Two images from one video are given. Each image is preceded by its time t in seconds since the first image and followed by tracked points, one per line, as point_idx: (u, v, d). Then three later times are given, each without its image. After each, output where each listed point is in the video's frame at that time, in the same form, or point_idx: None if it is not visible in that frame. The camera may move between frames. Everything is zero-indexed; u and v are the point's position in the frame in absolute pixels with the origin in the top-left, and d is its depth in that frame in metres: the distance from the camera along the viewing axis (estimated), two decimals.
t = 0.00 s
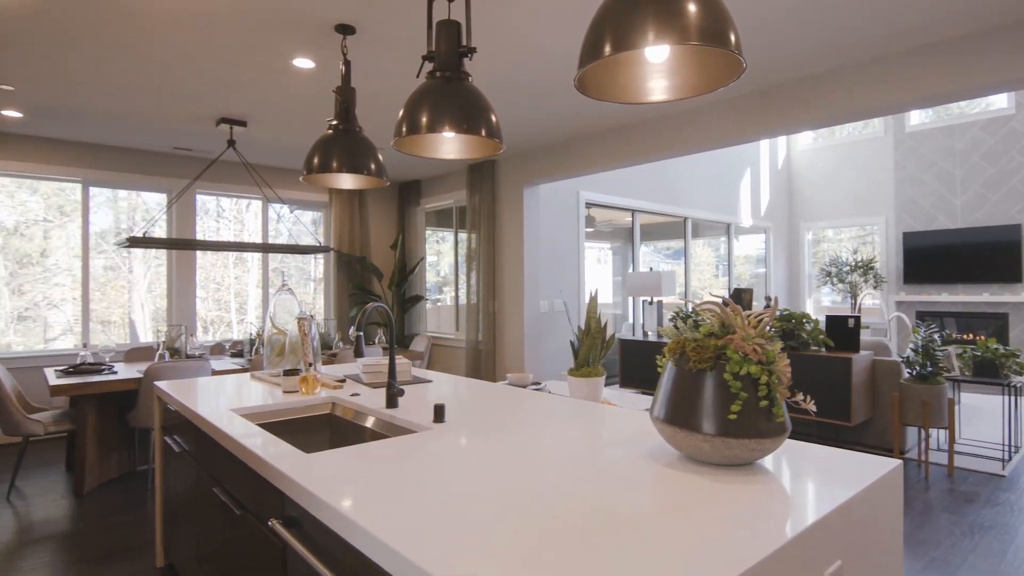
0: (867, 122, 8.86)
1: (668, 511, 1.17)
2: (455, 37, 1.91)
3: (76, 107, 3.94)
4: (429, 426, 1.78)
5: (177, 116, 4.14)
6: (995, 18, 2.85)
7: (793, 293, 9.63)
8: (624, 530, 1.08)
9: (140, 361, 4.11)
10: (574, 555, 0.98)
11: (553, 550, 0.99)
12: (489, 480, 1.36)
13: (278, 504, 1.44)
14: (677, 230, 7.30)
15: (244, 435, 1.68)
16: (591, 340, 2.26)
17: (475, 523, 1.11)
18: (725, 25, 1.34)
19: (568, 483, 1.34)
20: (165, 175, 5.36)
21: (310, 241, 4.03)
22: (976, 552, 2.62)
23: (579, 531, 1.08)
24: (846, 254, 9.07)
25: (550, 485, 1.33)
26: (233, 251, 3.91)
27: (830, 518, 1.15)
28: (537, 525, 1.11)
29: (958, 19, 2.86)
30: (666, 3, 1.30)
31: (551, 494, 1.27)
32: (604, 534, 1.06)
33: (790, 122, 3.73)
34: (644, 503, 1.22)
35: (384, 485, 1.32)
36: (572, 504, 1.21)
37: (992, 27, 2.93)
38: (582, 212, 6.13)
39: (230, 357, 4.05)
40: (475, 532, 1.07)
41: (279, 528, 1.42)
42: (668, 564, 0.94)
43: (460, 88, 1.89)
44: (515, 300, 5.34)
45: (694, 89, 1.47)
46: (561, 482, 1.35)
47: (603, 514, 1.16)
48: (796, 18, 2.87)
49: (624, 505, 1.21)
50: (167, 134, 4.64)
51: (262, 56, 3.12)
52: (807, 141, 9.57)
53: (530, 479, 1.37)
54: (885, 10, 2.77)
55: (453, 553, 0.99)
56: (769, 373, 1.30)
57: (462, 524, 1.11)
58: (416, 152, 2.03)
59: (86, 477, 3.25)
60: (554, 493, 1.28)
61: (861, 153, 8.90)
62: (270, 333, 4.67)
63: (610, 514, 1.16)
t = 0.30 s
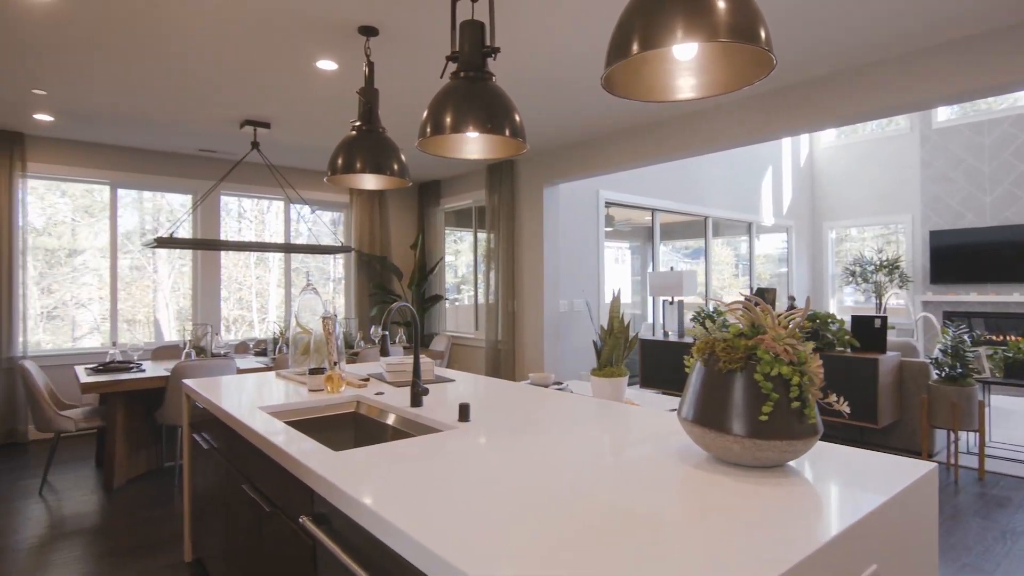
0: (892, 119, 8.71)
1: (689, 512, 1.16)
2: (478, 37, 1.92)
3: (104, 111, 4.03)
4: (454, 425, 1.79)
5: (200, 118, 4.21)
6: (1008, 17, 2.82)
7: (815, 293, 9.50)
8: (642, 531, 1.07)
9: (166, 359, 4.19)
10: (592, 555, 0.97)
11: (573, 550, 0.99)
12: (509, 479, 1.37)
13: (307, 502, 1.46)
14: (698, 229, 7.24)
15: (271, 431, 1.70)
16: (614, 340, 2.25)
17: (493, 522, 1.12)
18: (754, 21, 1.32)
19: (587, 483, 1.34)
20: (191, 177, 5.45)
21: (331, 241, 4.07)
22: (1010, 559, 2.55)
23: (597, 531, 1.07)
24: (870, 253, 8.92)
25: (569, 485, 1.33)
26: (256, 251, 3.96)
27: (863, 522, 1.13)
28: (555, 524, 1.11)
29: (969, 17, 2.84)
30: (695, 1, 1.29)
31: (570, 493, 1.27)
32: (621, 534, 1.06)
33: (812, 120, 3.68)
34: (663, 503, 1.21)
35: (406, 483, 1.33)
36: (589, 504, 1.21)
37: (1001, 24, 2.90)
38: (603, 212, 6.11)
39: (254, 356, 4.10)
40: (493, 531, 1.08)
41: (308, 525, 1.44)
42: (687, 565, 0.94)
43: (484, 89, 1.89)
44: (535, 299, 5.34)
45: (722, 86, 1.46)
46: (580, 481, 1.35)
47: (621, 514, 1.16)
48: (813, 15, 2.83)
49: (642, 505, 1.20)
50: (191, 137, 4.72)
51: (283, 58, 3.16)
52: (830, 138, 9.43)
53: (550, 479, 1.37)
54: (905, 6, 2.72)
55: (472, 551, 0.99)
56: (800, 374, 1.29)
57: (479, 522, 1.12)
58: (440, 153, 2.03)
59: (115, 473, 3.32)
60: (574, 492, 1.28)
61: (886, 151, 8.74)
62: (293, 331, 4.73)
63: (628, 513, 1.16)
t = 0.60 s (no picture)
0: (916, 115, 8.56)
1: (706, 513, 1.16)
2: (500, 37, 1.92)
3: (128, 114, 4.11)
4: (478, 425, 1.79)
5: (221, 121, 4.27)
6: None
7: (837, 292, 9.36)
8: (655, 531, 1.07)
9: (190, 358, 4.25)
10: (615, 557, 0.97)
11: (591, 550, 1.00)
12: (527, 479, 1.37)
13: (333, 500, 1.47)
14: (716, 228, 7.18)
15: (296, 430, 1.72)
16: (636, 339, 2.23)
17: (507, 520, 1.13)
18: (783, 17, 1.31)
19: (606, 483, 1.34)
20: (213, 178, 5.53)
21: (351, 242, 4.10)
22: None
23: (626, 533, 1.07)
24: (893, 251, 8.77)
25: (585, 484, 1.33)
26: (277, 251, 3.99)
27: (900, 525, 1.11)
28: (577, 525, 1.11)
29: (982, 14, 2.80)
30: None
31: (587, 493, 1.27)
32: (634, 534, 1.06)
33: (831, 118, 3.63)
34: (678, 504, 1.21)
35: (427, 480, 1.34)
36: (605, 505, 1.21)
37: (997, 22, 2.88)
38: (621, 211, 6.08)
39: (275, 355, 4.15)
40: (509, 528, 1.09)
41: (336, 523, 1.45)
42: (703, 566, 0.94)
43: (506, 88, 1.89)
44: (553, 298, 5.34)
45: (750, 83, 1.45)
46: (597, 482, 1.35)
47: (635, 514, 1.16)
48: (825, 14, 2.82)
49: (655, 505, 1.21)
50: (213, 139, 4.79)
51: (301, 61, 3.20)
52: (850, 136, 9.30)
53: (568, 478, 1.38)
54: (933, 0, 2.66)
55: (487, 547, 1.01)
56: (831, 375, 1.27)
57: (494, 520, 1.13)
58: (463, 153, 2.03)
59: (140, 470, 3.38)
60: (591, 492, 1.28)
61: (909, 148, 8.60)
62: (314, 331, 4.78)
63: (641, 514, 1.16)
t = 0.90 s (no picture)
0: (944, 112, 8.38)
1: (732, 513, 1.16)
2: (525, 36, 1.92)
3: (156, 117, 4.19)
4: (505, 424, 1.79)
5: (245, 123, 4.33)
6: None
7: (862, 291, 9.19)
8: (680, 531, 1.07)
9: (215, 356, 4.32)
10: (650, 558, 0.96)
11: (617, 549, 1.00)
12: (551, 478, 1.38)
13: (362, 497, 1.49)
14: (739, 227, 7.10)
15: (324, 427, 1.74)
16: (660, 339, 2.21)
17: (532, 518, 1.13)
18: (816, 12, 1.28)
19: (631, 483, 1.34)
20: (238, 180, 5.62)
21: (373, 242, 4.13)
22: None
23: (657, 533, 1.06)
24: (920, 250, 8.59)
25: (610, 484, 1.33)
26: (300, 251, 4.03)
27: (940, 530, 1.09)
28: (609, 525, 1.10)
29: (1016, 6, 2.73)
30: None
31: (612, 493, 1.27)
32: (659, 534, 1.06)
33: (854, 115, 3.57)
34: (703, 504, 1.21)
35: (454, 478, 1.35)
36: (629, 503, 1.21)
37: (1000, 21, 2.88)
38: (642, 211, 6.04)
39: (299, 354, 4.20)
40: (534, 526, 1.10)
41: (366, 522, 1.46)
42: (728, 566, 0.94)
43: (531, 87, 1.89)
44: (574, 298, 5.32)
45: (781, 79, 1.43)
46: (623, 481, 1.35)
47: (659, 513, 1.16)
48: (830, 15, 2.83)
49: (679, 505, 1.20)
50: (237, 141, 4.87)
51: (322, 63, 3.24)
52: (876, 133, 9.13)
53: (594, 477, 1.38)
54: None
55: (513, 546, 1.01)
56: (867, 376, 1.24)
57: (520, 518, 1.13)
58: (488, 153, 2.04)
59: (169, 466, 3.44)
60: (617, 492, 1.28)
61: (936, 145, 8.42)
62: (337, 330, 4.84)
63: (664, 513, 1.16)
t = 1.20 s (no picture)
0: (970, 108, 8.21)
1: (752, 514, 1.15)
2: (548, 35, 1.91)
3: (179, 120, 4.27)
4: (529, 424, 1.79)
5: (265, 125, 4.39)
6: None
7: (885, 291, 9.03)
8: (698, 531, 1.08)
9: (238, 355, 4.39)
10: (678, 560, 0.96)
11: (643, 550, 1.00)
12: (572, 477, 1.38)
13: (387, 496, 1.50)
14: (759, 227, 7.03)
15: (349, 425, 1.76)
16: (683, 339, 2.20)
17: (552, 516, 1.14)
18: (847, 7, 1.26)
19: (652, 483, 1.34)
20: (260, 181, 5.69)
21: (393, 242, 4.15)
22: None
23: (684, 535, 1.06)
24: (945, 249, 8.42)
25: (630, 484, 1.33)
26: (320, 251, 4.07)
27: (978, 535, 1.07)
28: (635, 527, 1.09)
29: None
30: None
31: (632, 493, 1.27)
32: (677, 533, 1.07)
33: (877, 112, 3.51)
34: (723, 505, 1.20)
35: (476, 477, 1.36)
36: (647, 504, 1.21)
37: (999, 22, 2.88)
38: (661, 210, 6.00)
39: (320, 353, 4.24)
40: (554, 525, 1.10)
41: (393, 520, 1.47)
42: (746, 567, 0.94)
43: (554, 86, 1.89)
44: (593, 298, 5.30)
45: (810, 76, 1.41)
46: (645, 481, 1.35)
47: (678, 513, 1.16)
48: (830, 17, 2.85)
49: (697, 505, 1.21)
50: (259, 142, 4.93)
51: (340, 66, 3.28)
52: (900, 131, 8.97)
53: (615, 477, 1.37)
54: None
55: (534, 543, 1.02)
56: (901, 377, 1.22)
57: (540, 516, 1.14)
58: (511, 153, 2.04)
59: (193, 463, 3.49)
60: (637, 491, 1.28)
61: (962, 142, 8.24)
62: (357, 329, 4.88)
63: (680, 512, 1.17)
